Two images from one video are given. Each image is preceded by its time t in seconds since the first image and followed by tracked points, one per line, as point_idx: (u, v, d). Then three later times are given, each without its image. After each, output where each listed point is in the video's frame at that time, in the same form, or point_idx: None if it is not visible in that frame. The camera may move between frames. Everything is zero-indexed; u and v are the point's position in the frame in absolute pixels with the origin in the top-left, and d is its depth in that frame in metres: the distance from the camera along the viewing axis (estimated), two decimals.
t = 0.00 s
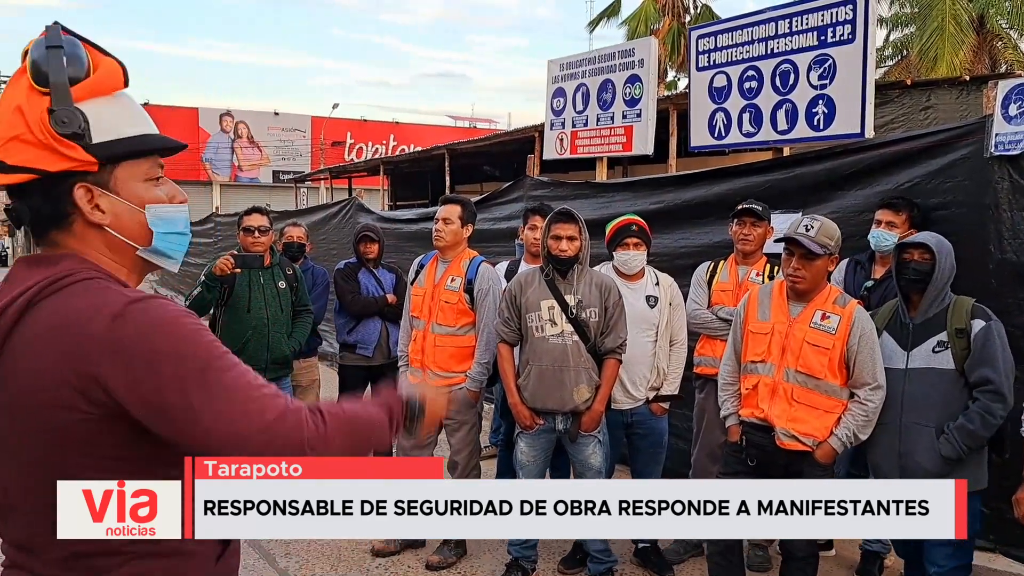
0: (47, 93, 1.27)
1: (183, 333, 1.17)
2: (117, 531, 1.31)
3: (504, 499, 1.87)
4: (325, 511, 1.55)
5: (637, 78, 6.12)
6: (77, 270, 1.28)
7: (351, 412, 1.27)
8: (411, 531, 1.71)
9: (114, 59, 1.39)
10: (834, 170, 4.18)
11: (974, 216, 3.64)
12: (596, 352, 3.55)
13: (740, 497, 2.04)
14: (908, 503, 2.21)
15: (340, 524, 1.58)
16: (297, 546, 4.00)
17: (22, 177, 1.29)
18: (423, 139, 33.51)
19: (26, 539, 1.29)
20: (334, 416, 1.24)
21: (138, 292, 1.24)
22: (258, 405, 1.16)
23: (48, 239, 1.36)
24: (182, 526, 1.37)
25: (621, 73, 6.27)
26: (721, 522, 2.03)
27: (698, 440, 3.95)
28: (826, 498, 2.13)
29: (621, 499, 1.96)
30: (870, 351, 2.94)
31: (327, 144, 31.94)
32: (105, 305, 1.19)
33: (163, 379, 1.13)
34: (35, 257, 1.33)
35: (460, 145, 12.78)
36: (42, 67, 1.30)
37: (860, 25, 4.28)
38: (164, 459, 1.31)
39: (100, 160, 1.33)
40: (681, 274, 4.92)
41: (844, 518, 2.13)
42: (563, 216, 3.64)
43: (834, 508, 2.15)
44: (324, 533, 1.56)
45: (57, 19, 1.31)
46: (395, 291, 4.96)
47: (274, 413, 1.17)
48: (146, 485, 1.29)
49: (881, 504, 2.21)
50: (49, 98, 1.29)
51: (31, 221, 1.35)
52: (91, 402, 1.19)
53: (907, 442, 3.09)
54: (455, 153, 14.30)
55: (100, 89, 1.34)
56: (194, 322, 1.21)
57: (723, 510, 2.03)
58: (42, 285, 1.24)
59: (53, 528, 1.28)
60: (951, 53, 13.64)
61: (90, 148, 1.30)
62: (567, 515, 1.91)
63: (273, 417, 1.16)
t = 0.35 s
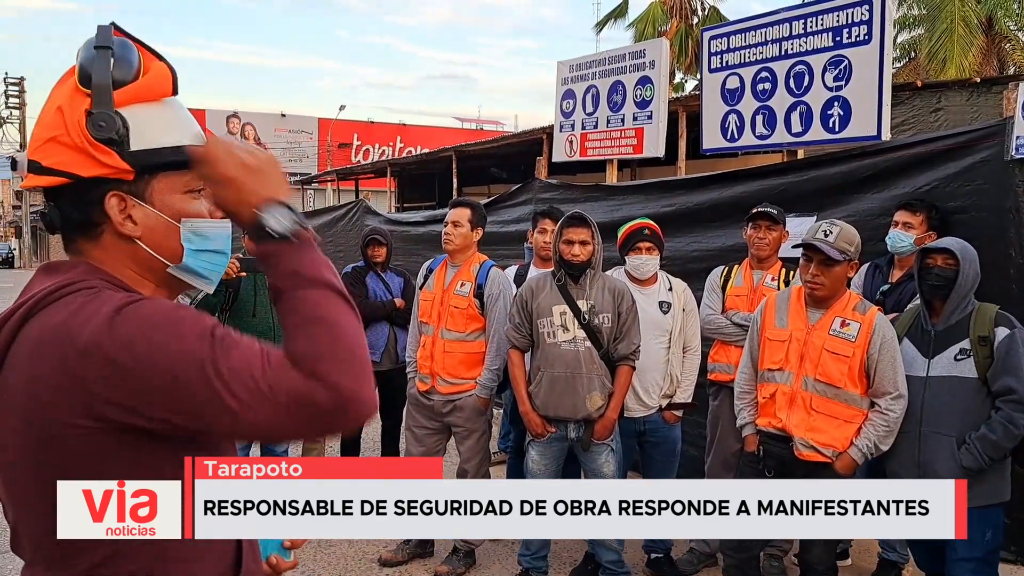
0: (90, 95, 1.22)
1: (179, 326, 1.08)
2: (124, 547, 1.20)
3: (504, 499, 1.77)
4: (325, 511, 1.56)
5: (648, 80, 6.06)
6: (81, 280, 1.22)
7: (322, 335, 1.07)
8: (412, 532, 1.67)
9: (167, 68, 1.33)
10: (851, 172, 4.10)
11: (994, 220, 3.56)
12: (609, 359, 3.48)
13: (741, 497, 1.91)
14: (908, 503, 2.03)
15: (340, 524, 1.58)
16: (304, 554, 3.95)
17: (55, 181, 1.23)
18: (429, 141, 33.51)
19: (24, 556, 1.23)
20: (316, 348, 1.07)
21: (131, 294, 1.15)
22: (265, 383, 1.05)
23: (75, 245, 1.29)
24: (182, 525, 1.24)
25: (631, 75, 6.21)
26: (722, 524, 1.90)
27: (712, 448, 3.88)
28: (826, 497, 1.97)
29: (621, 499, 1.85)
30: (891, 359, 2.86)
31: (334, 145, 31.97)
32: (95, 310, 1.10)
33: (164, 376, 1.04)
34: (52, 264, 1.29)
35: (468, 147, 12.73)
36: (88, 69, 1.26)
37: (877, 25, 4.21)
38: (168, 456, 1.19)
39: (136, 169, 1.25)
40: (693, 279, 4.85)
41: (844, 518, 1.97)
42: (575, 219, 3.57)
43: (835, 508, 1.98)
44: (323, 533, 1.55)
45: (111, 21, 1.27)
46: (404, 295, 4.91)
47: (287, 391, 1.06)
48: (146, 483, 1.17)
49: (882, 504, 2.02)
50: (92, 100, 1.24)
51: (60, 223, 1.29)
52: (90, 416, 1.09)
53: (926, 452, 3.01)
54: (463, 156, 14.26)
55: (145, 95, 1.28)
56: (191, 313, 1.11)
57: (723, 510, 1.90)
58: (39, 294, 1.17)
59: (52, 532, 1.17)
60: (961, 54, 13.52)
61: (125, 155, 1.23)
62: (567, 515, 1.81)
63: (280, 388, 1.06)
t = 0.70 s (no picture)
0: (119, 96, 1.16)
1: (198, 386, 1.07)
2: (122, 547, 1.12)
3: (504, 499, 1.67)
4: (324, 511, 1.36)
5: (652, 81, 6.03)
6: (108, 293, 1.17)
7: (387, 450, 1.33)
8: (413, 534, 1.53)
9: (191, 63, 1.27)
10: (859, 174, 4.06)
11: (1005, 222, 3.51)
12: (615, 362, 3.44)
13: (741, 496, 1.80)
14: (908, 503, 1.97)
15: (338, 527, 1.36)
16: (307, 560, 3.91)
17: (82, 188, 1.17)
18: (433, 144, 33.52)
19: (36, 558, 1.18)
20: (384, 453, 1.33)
21: (161, 328, 1.12)
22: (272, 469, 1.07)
23: (103, 254, 1.24)
24: (181, 525, 1.08)
25: (636, 76, 6.18)
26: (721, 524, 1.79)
27: (719, 452, 3.84)
28: (826, 497, 1.87)
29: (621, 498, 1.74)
30: (902, 362, 2.81)
31: (338, 149, 32.03)
32: (117, 343, 1.07)
33: (176, 439, 1.03)
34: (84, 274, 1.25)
35: (472, 150, 12.73)
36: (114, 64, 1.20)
37: (885, 25, 4.17)
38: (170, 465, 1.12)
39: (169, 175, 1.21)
40: (698, 281, 4.81)
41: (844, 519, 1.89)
42: (580, 221, 3.53)
43: (834, 508, 1.89)
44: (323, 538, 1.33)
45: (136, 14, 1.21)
46: (407, 298, 4.90)
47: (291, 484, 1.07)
48: (147, 482, 1.06)
49: (882, 504, 1.95)
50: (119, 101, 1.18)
51: (83, 229, 1.23)
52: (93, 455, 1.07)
53: (939, 458, 2.97)
54: (466, 158, 14.26)
55: (172, 95, 1.23)
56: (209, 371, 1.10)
57: (723, 510, 1.80)
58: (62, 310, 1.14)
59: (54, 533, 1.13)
60: (967, 55, 13.44)
61: (158, 161, 1.18)
62: (567, 515, 1.71)
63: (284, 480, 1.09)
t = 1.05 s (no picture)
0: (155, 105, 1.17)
1: (169, 394, 1.04)
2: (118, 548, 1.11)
3: (505, 499, 1.66)
4: (325, 511, 1.36)
5: (654, 83, 6.02)
6: (98, 290, 1.16)
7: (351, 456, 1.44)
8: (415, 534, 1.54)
9: (239, 86, 1.29)
10: (859, 176, 4.04)
11: (1006, 224, 3.50)
12: (613, 363, 3.43)
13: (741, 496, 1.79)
14: (908, 503, 1.96)
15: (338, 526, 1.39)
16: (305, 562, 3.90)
17: (101, 182, 1.18)
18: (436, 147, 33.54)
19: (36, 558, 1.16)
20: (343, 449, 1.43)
21: (145, 330, 1.11)
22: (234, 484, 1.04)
23: (109, 250, 1.24)
24: (182, 527, 1.03)
25: (638, 78, 6.18)
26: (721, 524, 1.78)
27: (717, 455, 3.83)
28: (826, 497, 1.86)
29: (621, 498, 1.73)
30: (900, 365, 2.81)
31: (342, 151, 32.09)
32: (96, 342, 1.05)
33: (141, 447, 1.01)
34: (85, 269, 1.24)
35: (475, 152, 12.73)
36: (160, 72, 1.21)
37: (886, 26, 4.17)
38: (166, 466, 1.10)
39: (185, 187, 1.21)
40: (699, 283, 4.80)
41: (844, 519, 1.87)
42: (579, 222, 3.53)
43: (835, 508, 1.88)
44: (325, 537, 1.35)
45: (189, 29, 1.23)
46: (406, 300, 4.91)
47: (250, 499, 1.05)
48: (147, 482, 1.02)
49: (882, 504, 1.93)
50: (155, 107, 1.19)
51: (97, 218, 1.23)
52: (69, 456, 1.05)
53: (936, 460, 2.96)
54: (469, 160, 14.28)
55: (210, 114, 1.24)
56: (184, 378, 1.08)
57: (723, 510, 1.78)
58: (52, 305, 1.14)
59: (55, 533, 1.12)
60: (971, 58, 13.37)
61: (176, 173, 1.18)
62: (567, 515, 1.69)
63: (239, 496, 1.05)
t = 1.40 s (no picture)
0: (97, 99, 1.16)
1: (147, 388, 1.04)
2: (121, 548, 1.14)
3: (505, 499, 1.64)
4: (325, 511, 1.40)
5: (653, 84, 6.02)
6: (79, 287, 1.16)
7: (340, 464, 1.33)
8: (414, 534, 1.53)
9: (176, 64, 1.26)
10: (858, 176, 4.04)
11: (1005, 223, 3.48)
12: (611, 364, 3.43)
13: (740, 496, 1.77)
14: (908, 503, 1.93)
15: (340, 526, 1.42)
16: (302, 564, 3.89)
17: (65, 187, 1.18)
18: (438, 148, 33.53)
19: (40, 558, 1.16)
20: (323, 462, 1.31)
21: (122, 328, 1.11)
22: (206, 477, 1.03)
23: (92, 249, 1.24)
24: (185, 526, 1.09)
25: (637, 78, 6.17)
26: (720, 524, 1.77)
27: (717, 455, 3.83)
28: (826, 497, 1.84)
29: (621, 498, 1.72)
30: (898, 365, 2.80)
31: (344, 153, 32.11)
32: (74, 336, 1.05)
33: (112, 440, 1.00)
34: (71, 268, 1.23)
35: (477, 153, 12.73)
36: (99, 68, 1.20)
37: (884, 26, 4.16)
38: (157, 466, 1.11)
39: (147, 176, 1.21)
40: (698, 284, 4.79)
41: (844, 519, 1.85)
42: (576, 223, 3.52)
43: (835, 508, 1.86)
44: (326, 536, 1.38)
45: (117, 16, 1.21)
46: (406, 301, 4.92)
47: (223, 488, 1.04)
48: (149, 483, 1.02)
49: (882, 504, 1.92)
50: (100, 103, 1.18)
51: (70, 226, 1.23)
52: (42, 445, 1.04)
53: (934, 461, 2.95)
54: (471, 162, 14.28)
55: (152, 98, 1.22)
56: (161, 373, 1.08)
57: (723, 510, 1.76)
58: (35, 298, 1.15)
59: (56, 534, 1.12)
60: (975, 58, 13.30)
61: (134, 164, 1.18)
62: (567, 516, 1.68)
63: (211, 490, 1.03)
